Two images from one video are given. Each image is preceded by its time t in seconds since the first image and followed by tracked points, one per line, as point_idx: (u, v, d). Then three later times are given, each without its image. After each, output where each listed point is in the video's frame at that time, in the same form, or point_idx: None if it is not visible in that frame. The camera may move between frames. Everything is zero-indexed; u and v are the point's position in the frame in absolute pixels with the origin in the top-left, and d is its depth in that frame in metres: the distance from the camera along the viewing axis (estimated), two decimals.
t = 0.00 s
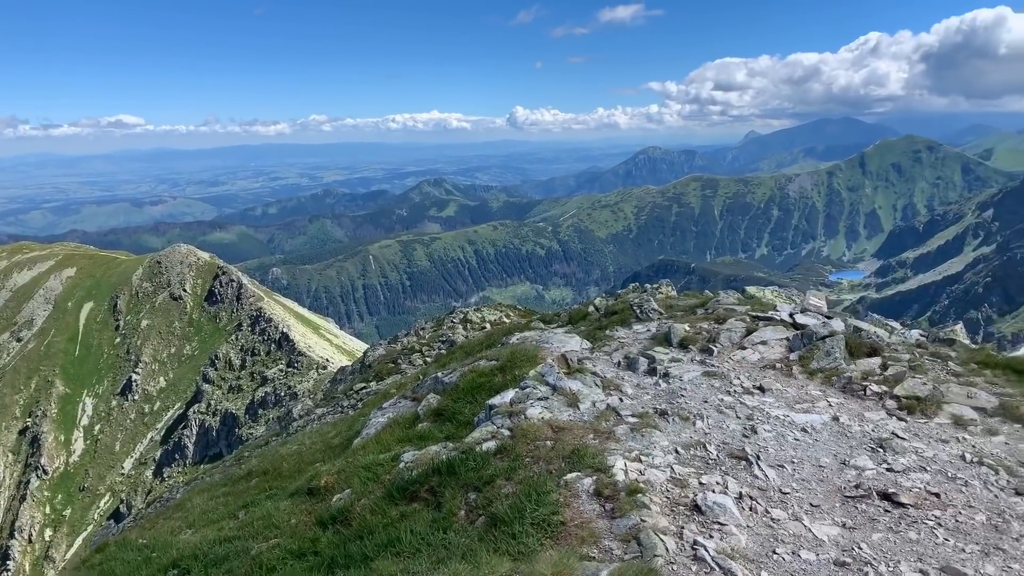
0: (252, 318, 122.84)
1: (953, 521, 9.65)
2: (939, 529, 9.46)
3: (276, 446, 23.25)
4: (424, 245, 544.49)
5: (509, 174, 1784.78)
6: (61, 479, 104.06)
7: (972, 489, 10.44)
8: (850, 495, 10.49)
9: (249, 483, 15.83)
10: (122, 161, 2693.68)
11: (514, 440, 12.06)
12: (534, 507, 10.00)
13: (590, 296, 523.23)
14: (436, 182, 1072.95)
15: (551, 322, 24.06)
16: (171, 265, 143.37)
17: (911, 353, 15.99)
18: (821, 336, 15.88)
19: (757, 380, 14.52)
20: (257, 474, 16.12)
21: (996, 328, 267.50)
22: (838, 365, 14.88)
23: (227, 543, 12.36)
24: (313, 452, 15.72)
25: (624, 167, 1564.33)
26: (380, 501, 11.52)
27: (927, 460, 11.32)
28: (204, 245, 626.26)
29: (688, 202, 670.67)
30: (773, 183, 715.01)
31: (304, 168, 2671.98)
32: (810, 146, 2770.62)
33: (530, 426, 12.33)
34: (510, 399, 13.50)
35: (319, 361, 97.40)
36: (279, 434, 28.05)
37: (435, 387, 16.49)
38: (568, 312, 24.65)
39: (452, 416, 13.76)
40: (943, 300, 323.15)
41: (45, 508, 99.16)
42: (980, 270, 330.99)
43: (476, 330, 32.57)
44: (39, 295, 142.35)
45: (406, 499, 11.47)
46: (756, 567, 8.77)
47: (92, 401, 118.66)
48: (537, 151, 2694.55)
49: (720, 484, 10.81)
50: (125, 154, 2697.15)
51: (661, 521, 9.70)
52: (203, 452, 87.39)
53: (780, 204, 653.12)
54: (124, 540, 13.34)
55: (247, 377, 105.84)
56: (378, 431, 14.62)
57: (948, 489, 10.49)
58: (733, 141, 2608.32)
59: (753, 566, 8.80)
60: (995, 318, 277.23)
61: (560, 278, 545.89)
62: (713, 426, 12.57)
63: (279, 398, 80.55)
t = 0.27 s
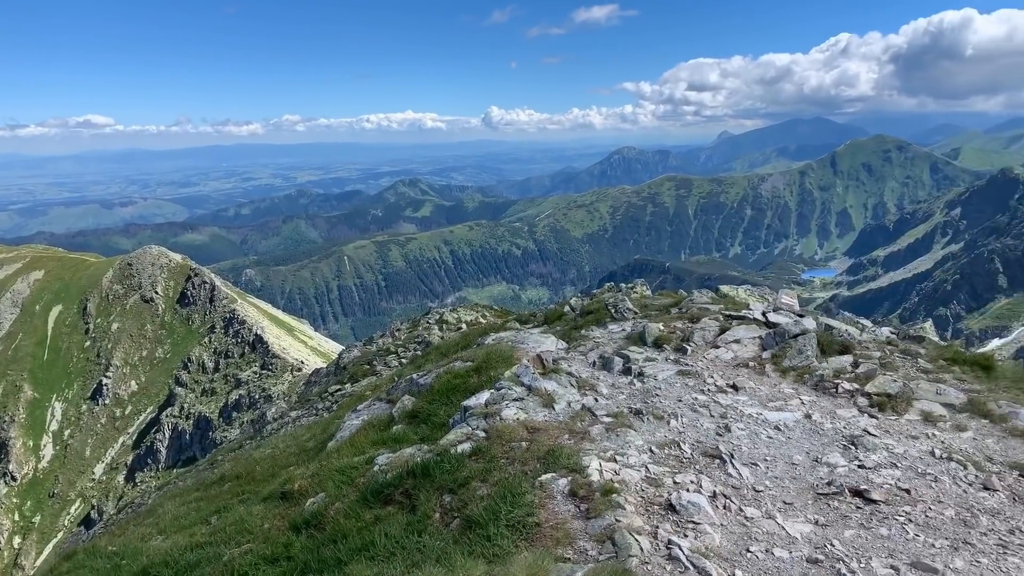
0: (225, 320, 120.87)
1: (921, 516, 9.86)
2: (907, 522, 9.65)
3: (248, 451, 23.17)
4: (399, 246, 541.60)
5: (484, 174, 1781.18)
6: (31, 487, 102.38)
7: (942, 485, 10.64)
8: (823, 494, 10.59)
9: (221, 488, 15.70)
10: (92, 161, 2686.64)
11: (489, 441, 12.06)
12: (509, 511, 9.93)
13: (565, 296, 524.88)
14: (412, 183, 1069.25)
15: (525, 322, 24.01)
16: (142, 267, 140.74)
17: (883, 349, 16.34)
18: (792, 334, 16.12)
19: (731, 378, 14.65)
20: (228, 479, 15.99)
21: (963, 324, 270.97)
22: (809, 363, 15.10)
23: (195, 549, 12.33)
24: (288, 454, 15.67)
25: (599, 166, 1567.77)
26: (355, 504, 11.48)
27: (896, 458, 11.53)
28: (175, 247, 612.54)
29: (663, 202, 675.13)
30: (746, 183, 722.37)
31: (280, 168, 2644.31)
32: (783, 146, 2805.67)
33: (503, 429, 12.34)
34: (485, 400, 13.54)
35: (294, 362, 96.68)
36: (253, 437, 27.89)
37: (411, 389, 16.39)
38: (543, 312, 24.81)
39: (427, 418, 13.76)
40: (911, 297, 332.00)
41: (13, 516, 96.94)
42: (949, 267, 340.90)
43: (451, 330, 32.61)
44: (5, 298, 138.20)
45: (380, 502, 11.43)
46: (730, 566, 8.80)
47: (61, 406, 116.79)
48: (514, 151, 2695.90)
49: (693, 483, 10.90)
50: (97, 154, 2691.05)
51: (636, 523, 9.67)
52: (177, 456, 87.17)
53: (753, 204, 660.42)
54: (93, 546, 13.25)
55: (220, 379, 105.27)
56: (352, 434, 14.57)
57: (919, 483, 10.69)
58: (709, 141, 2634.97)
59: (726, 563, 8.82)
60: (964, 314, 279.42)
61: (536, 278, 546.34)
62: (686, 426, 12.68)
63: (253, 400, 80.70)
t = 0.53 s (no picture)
0: (196, 323, 118.47)
1: (889, 513, 10.08)
2: (877, 521, 9.85)
3: (221, 456, 22.76)
4: (373, 248, 536.73)
5: (459, 176, 1774.32)
6: None
7: (909, 481, 10.87)
8: (794, 491, 10.71)
9: (192, 495, 15.32)
10: (59, 164, 2694.51)
11: (463, 444, 12.00)
12: (485, 515, 9.81)
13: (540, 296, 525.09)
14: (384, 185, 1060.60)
15: (501, 324, 24.00)
16: (110, 270, 138.12)
17: (851, 349, 16.64)
18: (763, 334, 16.28)
19: (702, 380, 14.82)
20: (201, 487, 15.62)
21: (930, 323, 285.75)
22: (782, 363, 15.29)
23: (167, 557, 11.99)
24: (260, 460, 15.51)
25: (573, 167, 1567.95)
26: (330, 509, 11.30)
27: (866, 454, 11.71)
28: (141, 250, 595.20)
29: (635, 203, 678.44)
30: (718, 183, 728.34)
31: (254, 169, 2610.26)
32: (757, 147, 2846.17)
33: (480, 431, 12.25)
34: (460, 404, 13.44)
35: (266, 366, 91.74)
36: (225, 443, 27.42)
37: (385, 393, 16.26)
38: (518, 314, 24.85)
39: (401, 422, 13.66)
40: (880, 296, 341.21)
41: None
42: (916, 266, 350.75)
43: (426, 332, 32.51)
44: None
45: (355, 508, 11.25)
46: (706, 565, 8.83)
47: (27, 412, 113.63)
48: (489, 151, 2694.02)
49: (668, 483, 10.91)
50: (64, 155, 2693.45)
51: (613, 524, 9.64)
52: (148, 461, 85.82)
53: (724, 204, 667.71)
54: (60, 556, 12.92)
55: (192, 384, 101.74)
56: (326, 438, 14.42)
57: (886, 480, 10.93)
58: (682, 142, 2659.18)
59: (701, 563, 8.87)
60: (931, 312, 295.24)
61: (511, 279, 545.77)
62: (660, 428, 12.72)
63: (224, 405, 80.22)
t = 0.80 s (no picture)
0: (171, 325, 116.78)
1: (866, 508, 10.13)
2: (851, 517, 9.93)
3: (196, 459, 22.46)
4: (349, 249, 531.53)
5: (436, 175, 1768.64)
6: None
7: (883, 477, 10.96)
8: (770, 488, 10.70)
9: (167, 500, 15.09)
10: (28, 164, 2694.84)
11: (442, 446, 11.76)
12: (463, 515, 9.64)
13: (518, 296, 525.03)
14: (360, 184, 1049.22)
15: (477, 324, 24.10)
16: (82, 272, 135.42)
17: (825, 345, 16.86)
18: (739, 331, 16.44)
19: (680, 377, 14.88)
20: (176, 491, 15.39)
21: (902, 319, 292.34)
22: (756, 360, 15.46)
23: (142, 564, 11.63)
24: (237, 463, 15.42)
25: (551, 166, 1567.91)
26: (307, 513, 11.08)
27: (843, 451, 11.74)
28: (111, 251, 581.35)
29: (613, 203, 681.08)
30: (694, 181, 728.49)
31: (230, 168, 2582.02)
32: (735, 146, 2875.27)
33: (458, 432, 12.04)
34: (438, 403, 13.32)
35: (242, 368, 92.03)
36: (199, 446, 27.08)
37: (362, 394, 16.19)
38: (496, 313, 24.95)
39: (378, 423, 13.58)
40: (853, 293, 347.64)
41: None
42: (888, 264, 357.06)
43: (403, 334, 32.46)
44: None
45: (332, 510, 11.04)
46: (682, 563, 8.83)
47: None
48: (466, 151, 2694.62)
49: (645, 481, 10.82)
50: (34, 156, 2698.06)
51: (590, 523, 9.54)
52: (122, 467, 85.78)
53: (700, 203, 673.53)
54: (30, 564, 12.54)
55: (166, 388, 101.38)
56: (304, 440, 14.34)
57: (862, 476, 10.96)
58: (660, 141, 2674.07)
59: (681, 560, 8.82)
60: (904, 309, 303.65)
61: (489, 279, 544.82)
62: (637, 425, 12.70)
63: (200, 409, 81.17)
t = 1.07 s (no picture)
0: (147, 329, 114.99)
1: (842, 504, 10.00)
2: (830, 513, 9.74)
3: (173, 464, 22.12)
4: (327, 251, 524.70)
5: (414, 176, 1761.37)
6: None
7: (862, 472, 10.84)
8: (750, 487, 10.49)
9: (144, 507, 14.75)
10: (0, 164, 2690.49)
11: (422, 448, 11.45)
12: (441, 518, 9.35)
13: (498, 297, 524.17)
14: (339, 185, 1041.55)
15: (458, 326, 24.11)
16: (55, 276, 132.37)
17: (801, 344, 17.05)
18: (716, 331, 16.61)
19: (660, 377, 14.94)
20: (153, 497, 15.04)
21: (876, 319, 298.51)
22: (735, 360, 15.57)
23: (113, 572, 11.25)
24: (214, 469, 15.16)
25: (530, 167, 1567.41)
26: (284, 517, 10.75)
27: (819, 448, 11.68)
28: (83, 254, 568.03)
29: (591, 203, 682.44)
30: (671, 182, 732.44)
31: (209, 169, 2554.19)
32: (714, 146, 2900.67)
33: (438, 434, 11.74)
34: (417, 406, 13.09)
35: (218, 372, 92.69)
36: (177, 452, 26.76)
37: (341, 397, 16.05)
38: (476, 315, 25.03)
39: (357, 426, 13.41)
40: (830, 292, 352.60)
41: None
42: (863, 264, 362.64)
43: (383, 335, 32.41)
44: None
45: (309, 515, 10.68)
46: (665, 562, 8.54)
47: None
48: (445, 151, 2693.21)
49: (625, 480, 10.53)
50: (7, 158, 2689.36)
51: (569, 524, 9.29)
52: (95, 472, 84.61)
53: (677, 204, 679.35)
54: None
55: (142, 392, 100.18)
56: (281, 444, 14.11)
57: (838, 474, 10.84)
58: (640, 141, 2691.66)
59: (658, 559, 8.61)
60: (879, 308, 308.96)
61: (468, 280, 542.66)
62: (617, 425, 12.52)
63: (175, 412, 81.10)
